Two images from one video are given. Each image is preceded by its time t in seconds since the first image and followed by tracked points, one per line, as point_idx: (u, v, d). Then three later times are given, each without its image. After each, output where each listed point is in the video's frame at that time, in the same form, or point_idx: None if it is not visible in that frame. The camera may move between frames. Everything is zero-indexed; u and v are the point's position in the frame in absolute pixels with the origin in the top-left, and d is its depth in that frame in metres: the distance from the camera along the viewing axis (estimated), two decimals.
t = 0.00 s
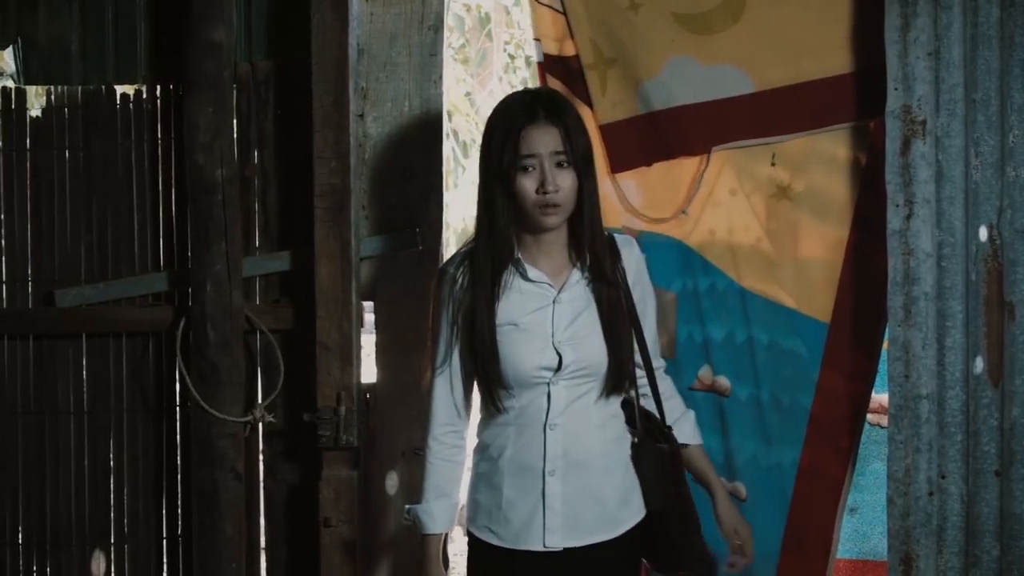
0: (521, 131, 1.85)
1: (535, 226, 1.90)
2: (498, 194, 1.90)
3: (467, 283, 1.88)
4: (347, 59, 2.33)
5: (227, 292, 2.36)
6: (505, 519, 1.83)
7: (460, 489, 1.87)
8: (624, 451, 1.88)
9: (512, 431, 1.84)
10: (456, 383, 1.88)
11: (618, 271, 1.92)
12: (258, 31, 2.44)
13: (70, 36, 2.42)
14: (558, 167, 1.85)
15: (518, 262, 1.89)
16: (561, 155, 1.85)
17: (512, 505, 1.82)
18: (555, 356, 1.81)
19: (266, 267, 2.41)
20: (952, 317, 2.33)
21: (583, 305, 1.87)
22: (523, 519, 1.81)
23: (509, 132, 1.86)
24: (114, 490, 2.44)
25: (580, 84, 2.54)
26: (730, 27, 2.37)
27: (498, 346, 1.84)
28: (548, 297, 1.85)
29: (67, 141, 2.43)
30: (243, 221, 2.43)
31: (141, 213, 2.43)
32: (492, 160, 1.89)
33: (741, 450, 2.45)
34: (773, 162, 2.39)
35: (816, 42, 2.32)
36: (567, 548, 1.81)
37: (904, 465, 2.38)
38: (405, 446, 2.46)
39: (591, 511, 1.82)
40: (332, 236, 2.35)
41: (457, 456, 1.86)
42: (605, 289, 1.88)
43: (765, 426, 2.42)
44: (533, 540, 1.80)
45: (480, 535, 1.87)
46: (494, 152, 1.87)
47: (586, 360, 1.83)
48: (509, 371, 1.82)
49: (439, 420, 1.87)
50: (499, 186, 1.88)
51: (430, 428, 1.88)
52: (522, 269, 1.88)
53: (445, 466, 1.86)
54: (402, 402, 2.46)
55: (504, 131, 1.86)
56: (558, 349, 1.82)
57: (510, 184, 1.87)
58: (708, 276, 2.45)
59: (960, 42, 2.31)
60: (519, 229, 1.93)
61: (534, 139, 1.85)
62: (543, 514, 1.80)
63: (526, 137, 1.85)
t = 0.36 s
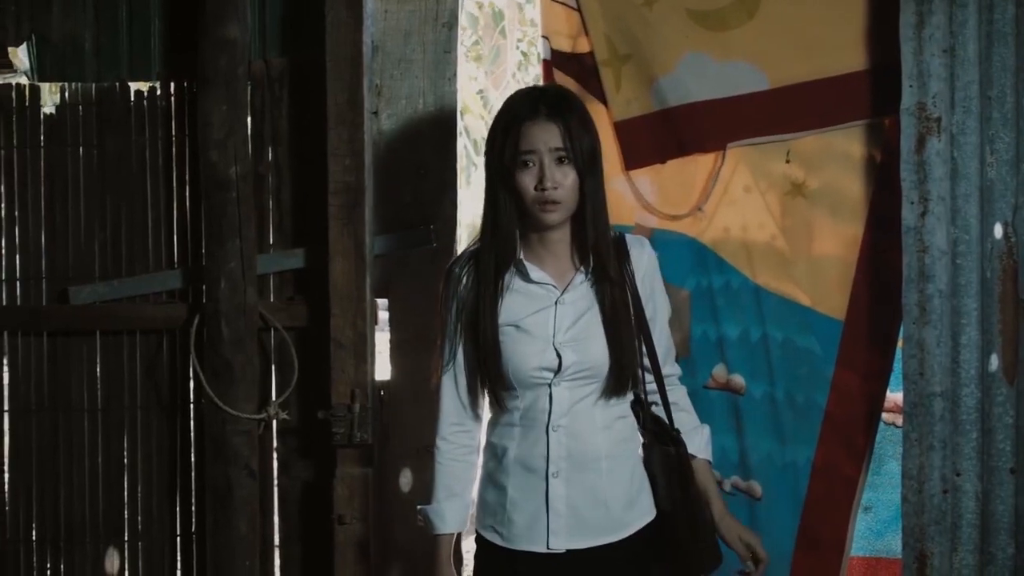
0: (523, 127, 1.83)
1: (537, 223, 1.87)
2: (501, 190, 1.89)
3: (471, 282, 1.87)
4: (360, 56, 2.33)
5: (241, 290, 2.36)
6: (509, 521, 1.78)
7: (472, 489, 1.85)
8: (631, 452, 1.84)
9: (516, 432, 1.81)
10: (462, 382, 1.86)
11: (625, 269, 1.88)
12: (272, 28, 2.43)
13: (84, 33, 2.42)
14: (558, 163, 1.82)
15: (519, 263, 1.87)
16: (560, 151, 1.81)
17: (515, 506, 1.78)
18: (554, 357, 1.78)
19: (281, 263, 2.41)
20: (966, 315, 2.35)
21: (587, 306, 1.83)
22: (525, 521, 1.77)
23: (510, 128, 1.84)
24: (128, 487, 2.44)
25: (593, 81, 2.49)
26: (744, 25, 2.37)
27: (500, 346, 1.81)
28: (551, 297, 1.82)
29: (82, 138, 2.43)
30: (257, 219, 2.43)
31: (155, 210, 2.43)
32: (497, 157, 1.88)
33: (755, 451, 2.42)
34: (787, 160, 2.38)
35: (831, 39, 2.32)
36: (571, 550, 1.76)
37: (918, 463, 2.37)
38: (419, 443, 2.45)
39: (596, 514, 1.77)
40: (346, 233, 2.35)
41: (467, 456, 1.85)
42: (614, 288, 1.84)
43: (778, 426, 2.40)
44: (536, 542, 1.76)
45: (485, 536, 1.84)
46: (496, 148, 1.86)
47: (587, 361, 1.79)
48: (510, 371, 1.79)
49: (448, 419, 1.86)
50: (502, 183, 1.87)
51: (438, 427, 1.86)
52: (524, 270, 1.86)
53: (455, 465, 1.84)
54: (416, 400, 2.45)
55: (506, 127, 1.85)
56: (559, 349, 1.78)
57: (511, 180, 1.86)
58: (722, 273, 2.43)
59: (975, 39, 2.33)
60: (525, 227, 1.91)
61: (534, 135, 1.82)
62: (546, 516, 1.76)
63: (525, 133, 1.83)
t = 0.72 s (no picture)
0: (510, 119, 1.82)
1: (525, 215, 1.86)
2: (487, 182, 1.88)
3: (461, 278, 1.85)
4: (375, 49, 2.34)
5: (254, 283, 2.35)
6: (502, 518, 1.79)
7: (463, 486, 1.85)
8: (624, 448, 1.83)
9: (508, 428, 1.81)
10: (452, 377, 1.84)
11: (622, 264, 1.87)
12: (286, 22, 2.43)
13: (97, 26, 2.41)
14: (545, 154, 1.81)
15: (510, 257, 1.86)
16: (546, 142, 1.81)
17: (507, 504, 1.79)
18: (545, 352, 1.77)
19: (294, 257, 2.41)
20: (980, 309, 2.36)
21: (577, 301, 1.82)
22: (518, 519, 1.77)
23: (496, 121, 1.84)
24: (141, 480, 2.44)
25: (604, 74, 2.43)
26: (759, 18, 2.36)
27: (491, 341, 1.80)
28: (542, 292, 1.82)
29: (94, 131, 2.43)
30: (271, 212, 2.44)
31: (168, 204, 2.43)
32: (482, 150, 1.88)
33: (769, 449, 2.39)
34: (800, 153, 2.37)
35: (844, 33, 2.33)
36: (564, 549, 1.77)
37: (931, 457, 2.37)
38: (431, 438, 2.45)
39: (588, 513, 1.77)
40: (361, 226, 2.36)
41: (459, 453, 1.84)
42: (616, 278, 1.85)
43: (791, 420, 2.39)
44: (529, 541, 1.76)
45: (478, 533, 1.84)
46: (483, 140, 1.86)
47: (578, 356, 1.78)
48: (501, 366, 1.79)
49: (438, 415, 1.85)
50: (489, 176, 1.86)
51: (429, 424, 1.85)
52: (514, 265, 1.85)
53: (446, 462, 1.84)
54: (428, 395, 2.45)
55: (492, 119, 1.85)
56: (549, 345, 1.77)
57: (498, 172, 1.85)
58: (736, 267, 2.40)
59: (989, 33, 2.33)
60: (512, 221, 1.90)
61: (521, 126, 1.81)
62: (538, 515, 1.76)
63: (509, 124, 1.82)
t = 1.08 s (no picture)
0: (493, 106, 1.83)
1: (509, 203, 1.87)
2: (471, 170, 1.90)
3: (443, 268, 1.87)
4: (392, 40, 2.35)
5: (272, 275, 2.36)
6: (483, 511, 1.81)
7: (442, 479, 1.86)
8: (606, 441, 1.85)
9: (490, 421, 1.83)
10: (433, 368, 1.86)
11: (606, 256, 1.88)
12: (304, 13, 2.44)
13: (115, 17, 2.41)
14: (528, 141, 1.83)
15: (494, 248, 1.87)
16: (529, 129, 1.82)
17: (488, 496, 1.81)
18: (527, 343, 1.78)
19: (311, 250, 2.41)
20: (999, 301, 2.35)
21: (560, 292, 1.83)
22: (499, 511, 1.80)
23: (481, 108, 1.86)
24: (159, 472, 2.44)
25: (624, 66, 2.42)
26: (777, 9, 2.35)
27: (473, 330, 1.82)
28: (524, 283, 1.83)
29: (112, 123, 2.43)
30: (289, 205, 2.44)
31: (186, 196, 2.43)
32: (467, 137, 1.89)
33: (788, 440, 2.39)
34: (819, 144, 2.37)
35: (863, 24, 2.32)
36: (545, 543, 1.78)
37: (950, 450, 2.36)
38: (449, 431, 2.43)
39: (568, 507, 1.79)
40: (378, 218, 2.36)
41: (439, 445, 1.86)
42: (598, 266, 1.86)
43: (811, 412, 2.38)
44: (509, 534, 1.78)
45: (459, 526, 1.87)
46: (468, 128, 1.88)
47: (560, 347, 1.79)
48: (483, 356, 1.80)
49: (420, 406, 1.87)
50: (473, 163, 1.88)
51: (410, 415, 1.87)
52: (497, 255, 1.86)
53: (426, 454, 1.85)
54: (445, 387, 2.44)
55: (475, 107, 1.87)
56: (531, 335, 1.78)
57: (481, 159, 1.86)
58: (754, 259, 2.40)
59: (1008, 24, 2.32)
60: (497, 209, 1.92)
61: (504, 113, 1.82)
62: (519, 508, 1.78)
63: (493, 112, 1.84)
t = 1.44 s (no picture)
0: (489, 106, 1.83)
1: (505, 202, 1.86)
2: (466, 169, 1.90)
3: (437, 267, 1.86)
4: (413, 39, 2.33)
5: (292, 275, 2.37)
6: (474, 512, 1.82)
7: (432, 479, 1.84)
8: (597, 444, 1.85)
9: (481, 421, 1.83)
10: (424, 367, 1.85)
11: (603, 259, 1.88)
12: (324, 12, 2.43)
13: (135, 16, 2.41)
14: (525, 141, 1.82)
15: (487, 247, 1.86)
16: (525, 129, 1.82)
17: (478, 496, 1.81)
18: (518, 344, 1.77)
19: (332, 249, 2.41)
20: (1020, 300, 2.34)
21: (552, 295, 1.83)
22: (490, 512, 1.80)
23: (476, 108, 1.85)
24: (178, 472, 2.43)
25: (644, 66, 2.43)
26: (797, 10, 2.35)
27: (465, 330, 1.82)
28: (516, 284, 1.82)
29: (131, 122, 2.43)
30: (309, 203, 2.44)
31: (206, 196, 2.42)
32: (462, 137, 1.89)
33: (808, 441, 2.39)
34: (840, 144, 2.36)
35: (884, 24, 2.32)
36: (534, 544, 1.79)
37: (970, 449, 2.36)
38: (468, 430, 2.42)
39: (558, 509, 1.79)
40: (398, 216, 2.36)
41: (431, 446, 1.84)
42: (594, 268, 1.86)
43: (832, 412, 2.38)
44: (499, 535, 1.79)
45: (450, 526, 1.87)
46: (463, 127, 1.87)
47: (550, 349, 1.79)
48: (474, 356, 1.80)
49: (411, 406, 1.86)
50: (470, 162, 1.88)
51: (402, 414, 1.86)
52: (490, 255, 1.86)
53: (416, 455, 1.84)
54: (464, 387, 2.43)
55: (470, 106, 1.86)
56: (523, 337, 1.78)
57: (477, 159, 1.86)
58: (775, 259, 2.40)
59: None
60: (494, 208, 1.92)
61: (501, 113, 1.82)
62: (509, 510, 1.78)
63: (489, 112, 1.83)
